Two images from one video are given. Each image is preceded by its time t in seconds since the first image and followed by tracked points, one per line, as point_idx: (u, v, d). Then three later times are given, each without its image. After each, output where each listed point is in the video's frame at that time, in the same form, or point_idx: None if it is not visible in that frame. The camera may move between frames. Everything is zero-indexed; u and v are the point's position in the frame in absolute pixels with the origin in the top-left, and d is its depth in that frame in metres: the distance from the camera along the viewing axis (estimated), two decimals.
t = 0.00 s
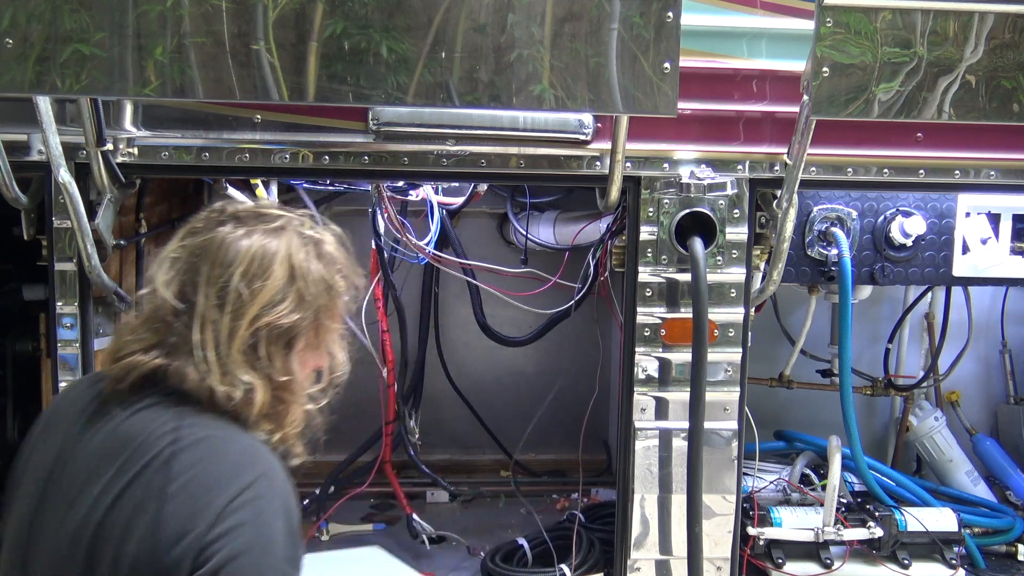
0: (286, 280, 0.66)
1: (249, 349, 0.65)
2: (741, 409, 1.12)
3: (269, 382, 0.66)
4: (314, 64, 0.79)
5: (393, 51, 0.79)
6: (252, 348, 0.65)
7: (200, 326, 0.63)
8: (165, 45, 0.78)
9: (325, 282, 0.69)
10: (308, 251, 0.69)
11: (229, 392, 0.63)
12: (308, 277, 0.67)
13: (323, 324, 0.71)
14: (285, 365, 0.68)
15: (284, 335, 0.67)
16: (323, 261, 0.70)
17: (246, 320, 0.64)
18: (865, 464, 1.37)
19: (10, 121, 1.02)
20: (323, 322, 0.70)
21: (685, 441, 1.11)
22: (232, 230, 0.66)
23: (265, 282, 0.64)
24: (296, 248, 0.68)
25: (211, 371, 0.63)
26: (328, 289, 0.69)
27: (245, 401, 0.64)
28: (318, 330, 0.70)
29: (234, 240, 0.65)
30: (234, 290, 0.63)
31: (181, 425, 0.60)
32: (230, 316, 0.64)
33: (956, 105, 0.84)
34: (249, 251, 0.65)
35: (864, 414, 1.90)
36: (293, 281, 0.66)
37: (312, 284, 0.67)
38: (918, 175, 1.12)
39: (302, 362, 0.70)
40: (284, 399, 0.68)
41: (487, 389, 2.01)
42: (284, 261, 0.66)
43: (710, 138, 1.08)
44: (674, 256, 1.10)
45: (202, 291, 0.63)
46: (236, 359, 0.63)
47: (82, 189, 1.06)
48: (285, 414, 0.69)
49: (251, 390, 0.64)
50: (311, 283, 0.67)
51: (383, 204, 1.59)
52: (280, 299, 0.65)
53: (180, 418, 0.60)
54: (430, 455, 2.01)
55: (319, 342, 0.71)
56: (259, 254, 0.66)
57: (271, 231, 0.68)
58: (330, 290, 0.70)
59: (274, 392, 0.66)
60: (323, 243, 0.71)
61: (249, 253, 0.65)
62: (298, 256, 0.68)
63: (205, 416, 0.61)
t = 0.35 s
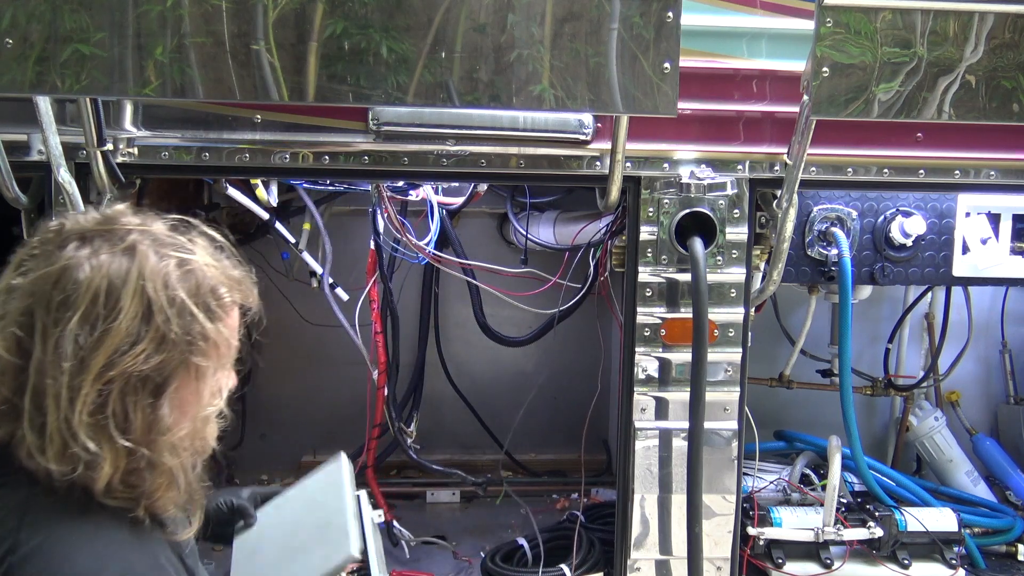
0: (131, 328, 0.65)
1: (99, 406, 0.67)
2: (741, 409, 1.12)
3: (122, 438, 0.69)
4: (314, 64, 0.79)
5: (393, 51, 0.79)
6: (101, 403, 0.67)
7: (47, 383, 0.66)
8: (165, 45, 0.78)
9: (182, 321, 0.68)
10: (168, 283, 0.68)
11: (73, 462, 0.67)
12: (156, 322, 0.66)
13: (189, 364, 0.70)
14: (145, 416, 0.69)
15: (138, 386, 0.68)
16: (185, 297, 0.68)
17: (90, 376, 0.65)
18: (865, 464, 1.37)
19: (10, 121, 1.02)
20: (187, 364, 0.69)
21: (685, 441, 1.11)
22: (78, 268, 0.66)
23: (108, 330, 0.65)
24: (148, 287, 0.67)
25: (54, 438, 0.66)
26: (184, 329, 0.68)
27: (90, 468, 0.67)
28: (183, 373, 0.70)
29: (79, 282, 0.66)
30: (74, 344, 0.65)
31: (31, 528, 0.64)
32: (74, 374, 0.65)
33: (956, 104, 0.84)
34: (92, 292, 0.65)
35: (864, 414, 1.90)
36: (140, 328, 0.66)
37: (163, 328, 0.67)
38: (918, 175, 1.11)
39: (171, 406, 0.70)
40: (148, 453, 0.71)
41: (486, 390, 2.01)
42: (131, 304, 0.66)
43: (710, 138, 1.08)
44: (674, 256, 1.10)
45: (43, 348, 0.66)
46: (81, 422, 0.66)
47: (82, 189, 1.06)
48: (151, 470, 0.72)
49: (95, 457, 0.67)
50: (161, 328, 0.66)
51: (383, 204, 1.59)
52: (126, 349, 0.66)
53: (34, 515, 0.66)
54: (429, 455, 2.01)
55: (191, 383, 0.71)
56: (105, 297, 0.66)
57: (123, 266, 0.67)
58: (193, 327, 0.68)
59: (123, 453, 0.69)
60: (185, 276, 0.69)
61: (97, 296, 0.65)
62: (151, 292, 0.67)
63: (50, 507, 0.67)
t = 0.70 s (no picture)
0: (103, 362, 0.64)
1: (76, 444, 0.65)
2: (741, 409, 1.12)
3: (103, 474, 0.67)
4: (314, 64, 0.79)
5: (393, 51, 0.79)
6: (79, 441, 0.65)
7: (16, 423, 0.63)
8: (165, 45, 0.78)
9: (155, 351, 0.66)
10: (138, 312, 0.65)
11: (54, 502, 0.65)
12: (129, 355, 0.65)
13: (166, 393, 0.68)
14: (125, 449, 0.67)
15: (116, 421, 0.66)
16: (157, 324, 0.66)
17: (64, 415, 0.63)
18: (865, 464, 1.37)
19: (10, 121, 1.02)
20: (164, 393, 0.68)
21: (685, 441, 1.11)
22: (40, 302, 0.63)
23: (80, 367, 0.63)
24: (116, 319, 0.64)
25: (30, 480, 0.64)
26: (158, 358, 0.66)
27: (73, 506, 0.66)
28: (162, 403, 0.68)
29: (43, 317, 0.63)
30: (44, 384, 0.63)
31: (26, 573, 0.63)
32: (47, 413, 0.63)
33: (956, 104, 0.84)
34: (57, 329, 0.63)
35: (864, 414, 1.90)
36: (113, 362, 0.64)
37: (137, 361, 0.65)
38: (918, 175, 1.11)
39: (151, 436, 0.69)
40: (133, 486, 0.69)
41: (486, 390, 2.01)
42: (101, 338, 0.64)
43: (710, 138, 1.08)
44: (674, 256, 1.10)
45: (8, 388, 0.63)
46: (58, 463, 0.64)
47: (82, 189, 1.06)
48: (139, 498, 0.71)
49: (78, 496, 0.65)
50: (136, 361, 0.65)
51: (383, 204, 1.59)
52: (99, 386, 0.64)
53: (28, 560, 0.64)
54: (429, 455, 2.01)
55: (170, 410, 0.70)
56: (73, 332, 0.63)
57: (88, 297, 0.64)
58: (167, 355, 0.67)
59: (106, 489, 0.67)
60: (156, 300, 0.67)
61: (64, 331, 0.63)
62: (121, 324, 0.64)
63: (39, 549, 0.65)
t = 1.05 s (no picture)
0: (85, 365, 0.64)
1: (61, 446, 0.65)
2: (741, 409, 1.12)
3: (88, 475, 0.67)
4: (314, 64, 0.79)
5: (393, 51, 0.79)
6: (63, 443, 0.65)
7: None
8: (165, 45, 0.78)
9: (138, 352, 0.66)
10: (120, 313, 0.65)
11: (38, 502, 0.65)
12: (111, 357, 0.64)
13: (150, 394, 0.68)
14: (110, 450, 0.67)
15: (100, 422, 0.66)
16: (141, 325, 0.66)
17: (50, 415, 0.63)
18: (865, 464, 1.37)
19: (10, 122, 1.02)
20: (148, 393, 0.68)
21: (685, 441, 1.11)
22: (19, 305, 0.62)
23: (61, 370, 0.63)
24: (97, 321, 0.63)
25: (14, 483, 0.64)
26: (140, 358, 0.66)
27: (57, 508, 0.66)
28: (146, 403, 0.68)
29: (24, 320, 0.63)
30: (26, 386, 0.63)
31: (26, 573, 0.64)
32: (30, 416, 0.63)
33: (956, 104, 0.84)
34: (39, 332, 0.62)
35: (864, 414, 1.90)
36: (95, 364, 0.64)
37: (120, 363, 0.65)
38: (918, 175, 1.11)
39: (135, 435, 0.69)
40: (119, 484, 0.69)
41: (486, 390, 2.01)
42: (83, 340, 0.63)
43: (710, 139, 1.08)
44: (674, 256, 1.10)
45: None
46: (43, 465, 0.64)
47: (82, 189, 1.06)
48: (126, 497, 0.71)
49: (62, 497, 0.65)
50: (119, 363, 0.65)
51: (383, 204, 1.59)
52: (82, 389, 0.64)
53: (27, 563, 0.65)
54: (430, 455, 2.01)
55: (154, 410, 0.70)
56: (52, 335, 0.63)
57: (69, 299, 0.63)
58: (151, 356, 0.67)
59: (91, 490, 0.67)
60: (138, 301, 0.66)
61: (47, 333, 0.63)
62: (101, 326, 0.63)
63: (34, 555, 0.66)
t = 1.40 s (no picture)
0: (64, 371, 0.67)
1: (45, 451, 0.69)
2: (741, 409, 1.12)
3: (75, 479, 0.71)
4: (314, 64, 0.79)
5: (393, 51, 0.79)
6: (47, 448, 0.69)
7: None
8: (165, 45, 0.78)
9: (117, 355, 0.69)
10: (97, 317, 0.68)
11: (28, 506, 0.70)
12: (89, 361, 0.68)
13: (132, 396, 0.72)
14: (95, 451, 0.71)
15: (83, 427, 0.69)
16: (117, 327, 0.69)
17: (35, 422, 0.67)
18: (865, 464, 1.37)
19: (10, 122, 1.02)
20: (130, 396, 0.71)
21: (685, 441, 1.11)
22: None
23: (42, 377, 0.67)
24: (74, 326, 0.67)
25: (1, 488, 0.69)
26: (119, 360, 0.69)
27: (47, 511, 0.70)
28: (128, 404, 0.72)
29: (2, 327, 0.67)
30: (10, 395, 0.67)
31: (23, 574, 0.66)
32: (14, 424, 0.67)
33: (956, 104, 0.84)
34: (15, 340, 0.66)
35: (864, 413, 1.90)
36: (74, 370, 0.68)
37: (99, 367, 0.68)
38: (918, 175, 1.11)
39: (119, 435, 0.72)
40: (108, 485, 0.73)
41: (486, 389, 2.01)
42: (61, 346, 0.67)
43: (710, 139, 1.08)
44: (674, 256, 1.10)
45: None
46: (28, 470, 0.68)
47: (82, 189, 1.06)
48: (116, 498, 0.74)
49: (50, 500, 0.69)
50: (97, 367, 0.68)
51: (383, 204, 1.59)
52: (62, 395, 0.68)
53: (25, 560, 0.70)
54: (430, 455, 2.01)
55: (138, 410, 0.73)
56: (30, 343, 0.67)
57: (44, 305, 0.67)
58: (131, 357, 0.70)
59: (79, 493, 0.71)
60: (114, 302, 0.70)
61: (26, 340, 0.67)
62: (78, 331, 0.67)
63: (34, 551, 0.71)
